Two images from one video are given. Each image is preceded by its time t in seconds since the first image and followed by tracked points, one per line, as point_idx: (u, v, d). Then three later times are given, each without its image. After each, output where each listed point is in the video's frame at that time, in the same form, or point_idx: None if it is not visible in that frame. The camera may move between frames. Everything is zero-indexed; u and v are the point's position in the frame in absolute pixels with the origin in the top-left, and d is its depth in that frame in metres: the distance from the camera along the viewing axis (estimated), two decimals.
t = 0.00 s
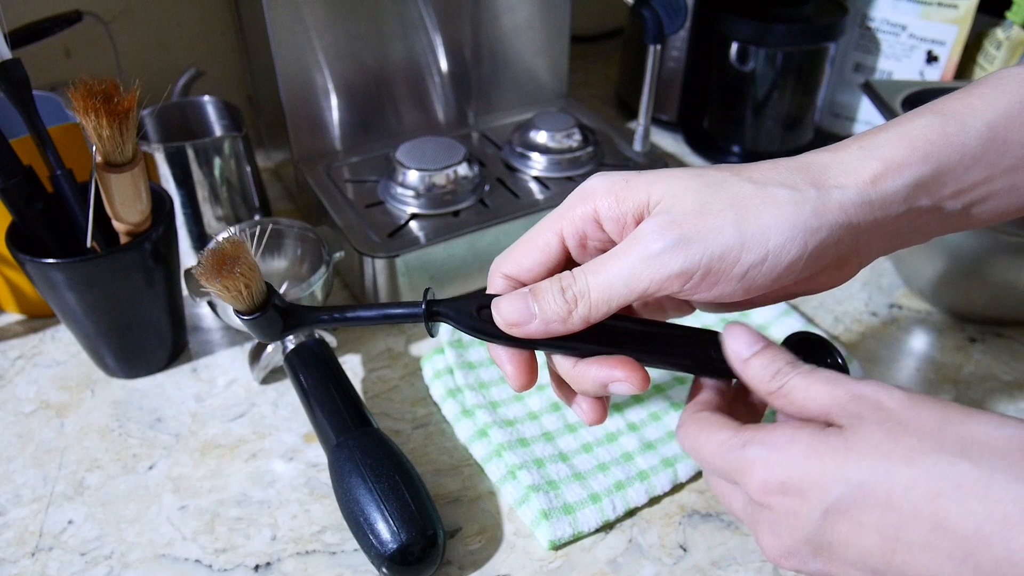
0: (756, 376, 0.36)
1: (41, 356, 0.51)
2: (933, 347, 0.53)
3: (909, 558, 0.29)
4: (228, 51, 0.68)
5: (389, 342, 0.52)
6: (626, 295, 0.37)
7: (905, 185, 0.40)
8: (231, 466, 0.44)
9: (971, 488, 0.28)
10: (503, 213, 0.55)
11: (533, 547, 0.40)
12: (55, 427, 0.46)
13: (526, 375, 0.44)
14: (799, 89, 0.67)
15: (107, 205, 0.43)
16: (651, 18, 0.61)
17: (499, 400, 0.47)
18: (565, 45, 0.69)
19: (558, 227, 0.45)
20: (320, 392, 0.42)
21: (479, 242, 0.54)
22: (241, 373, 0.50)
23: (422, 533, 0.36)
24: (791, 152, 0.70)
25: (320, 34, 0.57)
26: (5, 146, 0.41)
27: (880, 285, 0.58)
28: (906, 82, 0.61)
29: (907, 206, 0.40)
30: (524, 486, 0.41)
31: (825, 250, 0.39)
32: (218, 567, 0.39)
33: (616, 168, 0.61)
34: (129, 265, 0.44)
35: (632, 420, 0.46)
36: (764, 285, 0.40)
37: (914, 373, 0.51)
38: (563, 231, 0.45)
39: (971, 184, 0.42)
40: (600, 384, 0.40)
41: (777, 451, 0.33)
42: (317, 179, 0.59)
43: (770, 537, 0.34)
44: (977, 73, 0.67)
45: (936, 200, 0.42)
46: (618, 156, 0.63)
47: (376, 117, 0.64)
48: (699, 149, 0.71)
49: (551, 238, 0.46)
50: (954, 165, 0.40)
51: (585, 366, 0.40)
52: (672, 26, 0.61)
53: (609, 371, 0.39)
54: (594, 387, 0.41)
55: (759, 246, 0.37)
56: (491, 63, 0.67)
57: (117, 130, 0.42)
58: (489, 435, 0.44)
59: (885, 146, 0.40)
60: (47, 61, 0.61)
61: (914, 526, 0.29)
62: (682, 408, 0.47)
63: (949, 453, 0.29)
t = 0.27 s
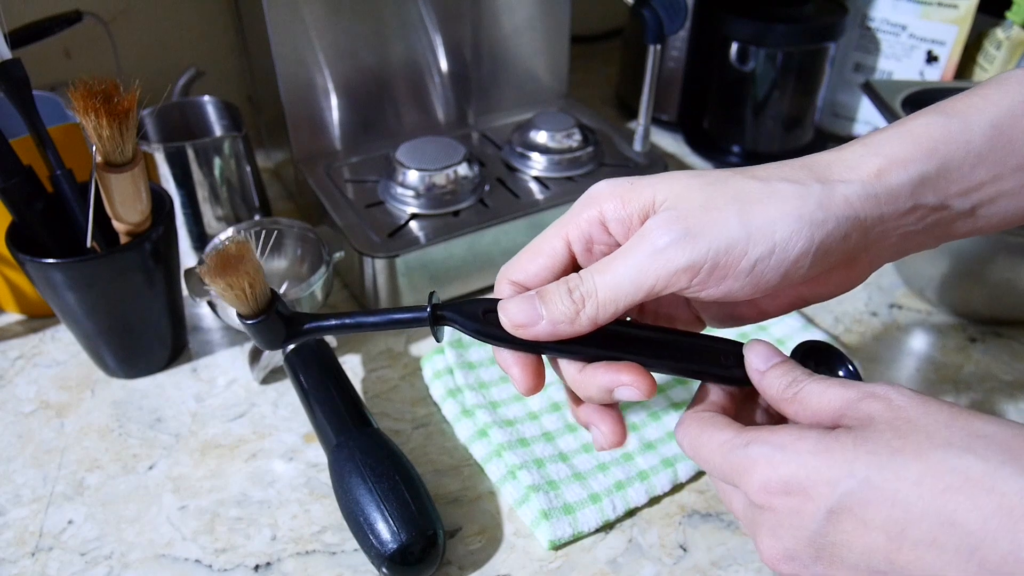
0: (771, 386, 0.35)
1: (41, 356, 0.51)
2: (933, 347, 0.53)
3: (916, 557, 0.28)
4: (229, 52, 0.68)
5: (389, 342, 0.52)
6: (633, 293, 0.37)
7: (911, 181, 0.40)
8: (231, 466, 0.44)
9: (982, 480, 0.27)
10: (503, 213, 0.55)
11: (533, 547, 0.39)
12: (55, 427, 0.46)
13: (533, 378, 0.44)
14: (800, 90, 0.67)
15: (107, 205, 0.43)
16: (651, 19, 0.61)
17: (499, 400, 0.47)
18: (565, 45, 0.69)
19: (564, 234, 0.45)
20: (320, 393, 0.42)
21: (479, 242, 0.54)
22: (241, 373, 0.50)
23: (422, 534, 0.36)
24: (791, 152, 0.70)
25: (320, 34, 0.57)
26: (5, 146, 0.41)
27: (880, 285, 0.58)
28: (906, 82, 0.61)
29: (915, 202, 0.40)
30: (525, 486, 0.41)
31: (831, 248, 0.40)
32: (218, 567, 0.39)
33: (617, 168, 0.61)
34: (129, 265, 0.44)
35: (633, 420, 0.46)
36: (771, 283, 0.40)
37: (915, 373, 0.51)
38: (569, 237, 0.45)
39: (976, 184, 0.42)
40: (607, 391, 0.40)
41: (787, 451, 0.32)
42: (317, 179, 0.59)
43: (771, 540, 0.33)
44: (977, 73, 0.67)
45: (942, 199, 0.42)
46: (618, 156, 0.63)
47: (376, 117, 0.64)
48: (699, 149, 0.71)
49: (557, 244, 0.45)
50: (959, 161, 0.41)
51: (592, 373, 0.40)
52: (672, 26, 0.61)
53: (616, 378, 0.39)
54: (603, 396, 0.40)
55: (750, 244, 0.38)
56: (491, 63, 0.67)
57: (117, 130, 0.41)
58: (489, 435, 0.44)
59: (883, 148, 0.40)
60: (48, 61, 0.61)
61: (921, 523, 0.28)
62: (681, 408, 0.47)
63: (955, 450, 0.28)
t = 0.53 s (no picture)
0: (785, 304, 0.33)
1: (41, 356, 0.51)
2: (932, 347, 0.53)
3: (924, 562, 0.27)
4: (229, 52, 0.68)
5: (389, 342, 0.52)
6: (702, 179, 0.36)
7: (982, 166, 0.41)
8: (231, 466, 0.44)
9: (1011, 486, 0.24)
10: (503, 213, 0.55)
11: (533, 547, 0.40)
12: (55, 427, 0.46)
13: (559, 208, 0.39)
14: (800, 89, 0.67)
15: (107, 205, 0.43)
16: (652, 19, 0.62)
17: (499, 400, 0.47)
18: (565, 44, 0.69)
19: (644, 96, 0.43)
20: (319, 392, 0.42)
21: (479, 242, 0.54)
22: (241, 373, 0.50)
23: (422, 533, 0.36)
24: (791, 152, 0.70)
25: (320, 34, 0.57)
26: (6, 146, 0.41)
27: (880, 285, 0.58)
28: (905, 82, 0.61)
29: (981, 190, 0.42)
30: (525, 486, 0.41)
31: (899, 218, 0.40)
32: (218, 567, 0.39)
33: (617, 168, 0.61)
34: (129, 265, 0.44)
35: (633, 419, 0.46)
36: (833, 233, 0.40)
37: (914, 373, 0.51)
38: (650, 103, 0.43)
39: None
40: (673, 271, 0.38)
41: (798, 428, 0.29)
42: (317, 179, 0.59)
43: (778, 517, 0.30)
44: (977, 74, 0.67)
45: (1009, 188, 0.43)
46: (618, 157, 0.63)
47: (376, 117, 0.64)
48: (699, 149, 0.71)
49: (633, 102, 0.43)
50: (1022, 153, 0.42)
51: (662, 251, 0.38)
52: (673, 25, 0.62)
53: (692, 254, 0.38)
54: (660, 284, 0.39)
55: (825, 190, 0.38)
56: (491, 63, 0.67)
57: (117, 130, 0.41)
58: (489, 435, 0.44)
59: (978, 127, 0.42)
60: (48, 61, 0.61)
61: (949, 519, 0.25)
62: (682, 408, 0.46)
63: (980, 444, 0.26)
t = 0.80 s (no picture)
0: (780, 328, 0.32)
1: (41, 356, 0.51)
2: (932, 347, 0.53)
3: None
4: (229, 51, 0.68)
5: (389, 342, 0.52)
6: (713, 235, 0.37)
7: (1005, 163, 0.40)
8: (231, 466, 0.44)
9: (988, 514, 0.26)
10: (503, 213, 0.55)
11: (533, 547, 0.40)
12: (55, 427, 0.46)
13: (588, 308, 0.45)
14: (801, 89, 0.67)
15: (107, 205, 0.43)
16: (651, 19, 0.61)
17: (499, 400, 0.47)
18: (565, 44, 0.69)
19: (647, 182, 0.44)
20: (319, 392, 0.42)
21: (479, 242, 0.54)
22: (241, 373, 0.50)
23: (422, 534, 0.36)
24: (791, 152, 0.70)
25: (320, 34, 0.57)
26: (5, 146, 0.41)
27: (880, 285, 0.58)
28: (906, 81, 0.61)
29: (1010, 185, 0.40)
30: (524, 486, 0.41)
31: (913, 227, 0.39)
32: (218, 567, 0.39)
33: (617, 168, 0.61)
34: (129, 265, 0.44)
35: (633, 419, 0.45)
36: (849, 253, 0.39)
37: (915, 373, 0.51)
38: (652, 186, 0.44)
39: None
40: (717, 314, 0.37)
41: (799, 440, 0.30)
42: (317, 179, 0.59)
43: (774, 522, 0.32)
44: (977, 74, 0.68)
45: None
46: (618, 156, 0.63)
47: (376, 117, 0.64)
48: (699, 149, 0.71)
49: (638, 193, 0.44)
50: None
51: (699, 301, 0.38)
52: (672, 26, 0.61)
53: (726, 291, 0.37)
54: (708, 327, 0.38)
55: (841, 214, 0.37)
56: (491, 63, 0.67)
57: (116, 130, 0.41)
58: (489, 435, 0.44)
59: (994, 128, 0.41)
60: (49, 62, 0.61)
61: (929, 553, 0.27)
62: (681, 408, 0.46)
63: (962, 476, 0.27)
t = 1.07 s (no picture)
0: (829, 513, 0.37)
1: (41, 356, 0.51)
2: (932, 347, 0.53)
3: None
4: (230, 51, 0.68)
5: (389, 342, 0.52)
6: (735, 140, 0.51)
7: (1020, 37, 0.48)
8: (231, 466, 0.44)
9: None
10: (503, 213, 0.55)
11: (533, 547, 0.40)
12: (55, 427, 0.46)
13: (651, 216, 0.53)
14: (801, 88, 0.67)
15: (107, 205, 0.43)
16: (651, 19, 0.61)
17: (499, 400, 0.47)
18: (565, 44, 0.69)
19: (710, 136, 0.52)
20: (320, 392, 0.42)
21: (479, 242, 0.54)
22: (241, 373, 0.50)
23: (422, 534, 0.36)
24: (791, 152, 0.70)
25: (320, 34, 0.57)
26: (5, 146, 0.41)
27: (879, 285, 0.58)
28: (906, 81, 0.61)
29: None
30: (524, 486, 0.41)
31: (930, 99, 0.49)
32: (218, 567, 0.39)
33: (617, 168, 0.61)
34: (129, 266, 0.44)
35: (633, 419, 0.45)
36: (864, 129, 0.50)
37: (914, 373, 0.51)
38: (714, 146, 0.50)
39: None
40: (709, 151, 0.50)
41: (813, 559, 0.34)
42: (317, 179, 0.59)
43: None
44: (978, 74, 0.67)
45: None
46: (618, 156, 0.63)
47: (376, 117, 0.64)
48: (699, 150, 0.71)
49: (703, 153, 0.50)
50: None
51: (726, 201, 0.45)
52: (672, 26, 0.61)
53: (749, 186, 0.45)
54: (740, 220, 0.45)
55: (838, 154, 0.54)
56: (491, 63, 0.67)
57: (116, 130, 0.41)
58: (489, 435, 0.44)
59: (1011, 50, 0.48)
60: (48, 62, 0.61)
61: None
62: (682, 408, 0.46)
63: None
